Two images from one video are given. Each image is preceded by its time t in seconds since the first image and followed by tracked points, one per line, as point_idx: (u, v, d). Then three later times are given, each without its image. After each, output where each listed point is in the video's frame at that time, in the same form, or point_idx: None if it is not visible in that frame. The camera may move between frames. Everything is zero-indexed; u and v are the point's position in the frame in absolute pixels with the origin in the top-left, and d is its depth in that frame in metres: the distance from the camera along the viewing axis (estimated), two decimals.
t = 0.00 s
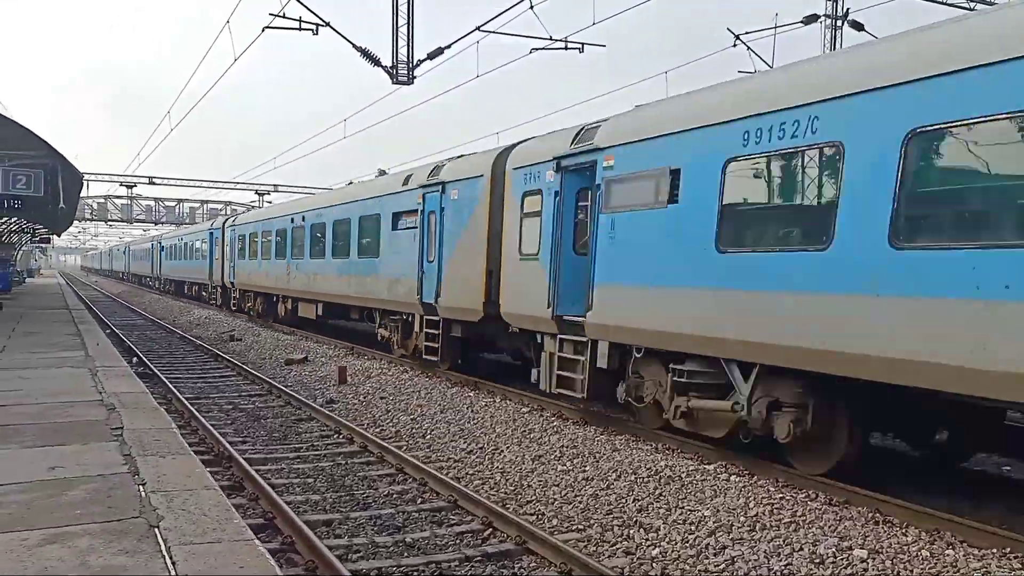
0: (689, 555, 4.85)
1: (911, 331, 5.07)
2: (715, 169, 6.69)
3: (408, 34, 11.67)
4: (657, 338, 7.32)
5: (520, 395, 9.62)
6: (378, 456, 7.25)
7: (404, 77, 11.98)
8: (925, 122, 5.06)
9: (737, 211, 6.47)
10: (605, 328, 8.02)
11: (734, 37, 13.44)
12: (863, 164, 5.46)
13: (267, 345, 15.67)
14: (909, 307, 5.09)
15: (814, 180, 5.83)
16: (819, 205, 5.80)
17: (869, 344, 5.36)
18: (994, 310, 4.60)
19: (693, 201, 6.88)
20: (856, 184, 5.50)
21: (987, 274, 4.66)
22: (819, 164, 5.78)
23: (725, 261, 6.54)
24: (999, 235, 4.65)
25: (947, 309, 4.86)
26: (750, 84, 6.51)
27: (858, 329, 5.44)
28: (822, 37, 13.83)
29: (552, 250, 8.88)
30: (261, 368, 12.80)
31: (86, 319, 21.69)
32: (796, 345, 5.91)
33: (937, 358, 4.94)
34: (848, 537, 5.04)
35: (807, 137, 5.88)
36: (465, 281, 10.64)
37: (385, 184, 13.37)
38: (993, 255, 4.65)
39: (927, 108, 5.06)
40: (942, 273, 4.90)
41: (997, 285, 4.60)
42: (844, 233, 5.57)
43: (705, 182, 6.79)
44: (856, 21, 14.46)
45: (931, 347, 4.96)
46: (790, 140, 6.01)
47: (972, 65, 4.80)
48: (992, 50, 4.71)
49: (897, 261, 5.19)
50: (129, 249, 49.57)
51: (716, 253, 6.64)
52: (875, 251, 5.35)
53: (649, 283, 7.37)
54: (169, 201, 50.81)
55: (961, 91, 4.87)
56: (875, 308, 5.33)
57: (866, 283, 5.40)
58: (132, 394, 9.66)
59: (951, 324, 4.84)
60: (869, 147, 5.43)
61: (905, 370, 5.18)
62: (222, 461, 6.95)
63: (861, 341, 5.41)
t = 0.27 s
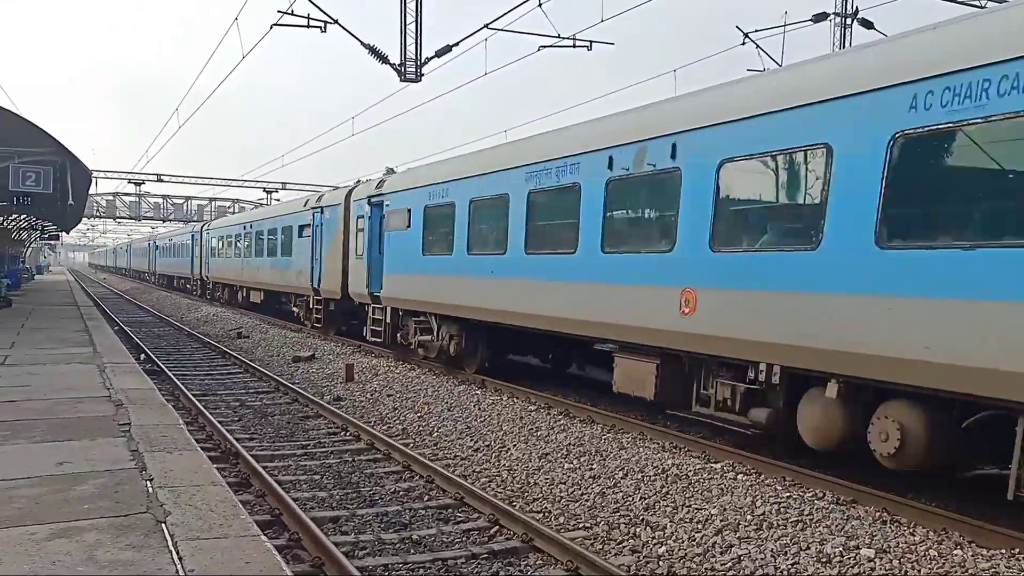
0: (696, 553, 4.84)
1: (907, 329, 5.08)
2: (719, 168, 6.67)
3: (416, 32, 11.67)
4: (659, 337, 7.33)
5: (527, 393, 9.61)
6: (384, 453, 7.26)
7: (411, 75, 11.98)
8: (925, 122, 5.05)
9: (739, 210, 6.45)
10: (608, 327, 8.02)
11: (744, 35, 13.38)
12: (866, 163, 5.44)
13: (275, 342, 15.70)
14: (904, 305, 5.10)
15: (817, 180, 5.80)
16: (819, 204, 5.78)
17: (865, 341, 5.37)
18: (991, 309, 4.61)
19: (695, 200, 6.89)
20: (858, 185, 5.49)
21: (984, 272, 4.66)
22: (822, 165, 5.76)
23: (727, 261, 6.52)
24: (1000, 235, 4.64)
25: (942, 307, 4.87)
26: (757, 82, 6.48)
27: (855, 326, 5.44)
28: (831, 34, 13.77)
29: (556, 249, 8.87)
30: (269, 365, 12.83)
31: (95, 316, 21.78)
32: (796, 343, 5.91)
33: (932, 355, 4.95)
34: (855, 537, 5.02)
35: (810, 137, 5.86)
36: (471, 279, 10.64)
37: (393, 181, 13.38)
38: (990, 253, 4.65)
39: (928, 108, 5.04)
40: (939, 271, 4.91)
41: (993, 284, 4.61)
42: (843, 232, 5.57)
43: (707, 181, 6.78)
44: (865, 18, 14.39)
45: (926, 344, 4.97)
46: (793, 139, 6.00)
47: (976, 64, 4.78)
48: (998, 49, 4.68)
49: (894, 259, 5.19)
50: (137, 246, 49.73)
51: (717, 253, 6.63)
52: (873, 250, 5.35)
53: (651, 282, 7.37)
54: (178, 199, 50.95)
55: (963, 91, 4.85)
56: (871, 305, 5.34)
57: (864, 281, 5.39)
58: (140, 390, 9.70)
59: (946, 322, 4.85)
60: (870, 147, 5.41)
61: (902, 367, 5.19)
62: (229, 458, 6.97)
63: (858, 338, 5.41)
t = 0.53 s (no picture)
0: (696, 552, 4.84)
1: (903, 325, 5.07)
2: (716, 167, 6.68)
3: (418, 30, 11.66)
4: (657, 336, 7.33)
5: (527, 392, 9.62)
6: (385, 452, 7.26)
7: (413, 73, 11.98)
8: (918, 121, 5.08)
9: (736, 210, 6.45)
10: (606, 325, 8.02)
11: (745, 34, 13.38)
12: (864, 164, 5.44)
13: (276, 341, 15.70)
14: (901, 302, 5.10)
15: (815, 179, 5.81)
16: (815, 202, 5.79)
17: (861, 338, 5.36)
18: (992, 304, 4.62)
19: (691, 198, 6.92)
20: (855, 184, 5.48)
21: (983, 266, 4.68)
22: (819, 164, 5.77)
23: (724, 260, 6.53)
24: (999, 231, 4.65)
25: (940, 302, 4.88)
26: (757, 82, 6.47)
27: (851, 323, 5.44)
28: (833, 33, 13.75)
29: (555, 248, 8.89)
30: (271, 364, 12.83)
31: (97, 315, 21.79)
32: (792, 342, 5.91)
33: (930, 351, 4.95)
34: (856, 535, 5.02)
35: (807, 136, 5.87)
36: (471, 278, 10.65)
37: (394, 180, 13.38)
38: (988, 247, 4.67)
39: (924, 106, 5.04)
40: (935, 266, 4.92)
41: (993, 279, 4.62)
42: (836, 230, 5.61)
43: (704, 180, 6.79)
44: (868, 17, 14.37)
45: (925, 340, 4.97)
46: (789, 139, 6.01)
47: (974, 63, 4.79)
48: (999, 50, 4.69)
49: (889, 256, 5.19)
50: (139, 245, 49.75)
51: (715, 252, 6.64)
52: (869, 247, 5.35)
53: (649, 281, 7.38)
54: (179, 197, 50.95)
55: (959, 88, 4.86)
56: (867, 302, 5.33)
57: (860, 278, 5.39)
58: (141, 388, 9.71)
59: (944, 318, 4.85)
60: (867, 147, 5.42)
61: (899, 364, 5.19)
62: (230, 456, 6.98)
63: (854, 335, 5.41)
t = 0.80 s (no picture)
0: (692, 549, 4.85)
1: (898, 321, 5.07)
2: (711, 164, 6.66)
3: (415, 29, 11.66)
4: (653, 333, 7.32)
5: (525, 390, 9.63)
6: (382, 449, 7.27)
7: (410, 72, 11.98)
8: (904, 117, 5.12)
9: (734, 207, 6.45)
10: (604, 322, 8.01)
11: (743, 33, 13.39)
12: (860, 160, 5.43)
13: (275, 339, 15.72)
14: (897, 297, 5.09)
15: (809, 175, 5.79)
16: (810, 198, 5.78)
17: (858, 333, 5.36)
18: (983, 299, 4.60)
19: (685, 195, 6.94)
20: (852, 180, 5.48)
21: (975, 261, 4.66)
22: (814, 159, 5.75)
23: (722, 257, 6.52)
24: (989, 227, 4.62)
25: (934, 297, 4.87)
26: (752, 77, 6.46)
27: (848, 318, 5.44)
28: (830, 33, 13.77)
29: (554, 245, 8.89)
30: (269, 362, 12.85)
31: (96, 313, 21.79)
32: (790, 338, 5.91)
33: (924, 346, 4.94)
34: (852, 532, 5.04)
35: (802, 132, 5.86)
36: (469, 275, 10.67)
37: (392, 179, 13.38)
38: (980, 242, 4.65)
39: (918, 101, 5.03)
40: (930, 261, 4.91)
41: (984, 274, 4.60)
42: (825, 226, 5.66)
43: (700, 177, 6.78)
44: (864, 17, 14.40)
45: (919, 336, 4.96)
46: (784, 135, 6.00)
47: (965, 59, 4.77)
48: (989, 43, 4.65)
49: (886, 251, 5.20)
50: (137, 244, 49.74)
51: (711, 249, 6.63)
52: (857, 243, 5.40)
53: (645, 277, 7.38)
54: (178, 196, 50.94)
55: (952, 83, 4.85)
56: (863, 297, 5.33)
57: (856, 274, 5.39)
58: (139, 387, 9.72)
59: (938, 313, 4.85)
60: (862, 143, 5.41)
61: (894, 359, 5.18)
62: (228, 453, 6.99)
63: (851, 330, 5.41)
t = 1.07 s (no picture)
0: (688, 549, 4.86)
1: (890, 318, 5.16)
2: (712, 163, 6.71)
3: (411, 28, 11.65)
4: (652, 331, 7.35)
5: (521, 390, 9.63)
6: (378, 450, 7.26)
7: (405, 72, 11.97)
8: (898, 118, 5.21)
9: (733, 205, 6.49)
10: (602, 321, 8.04)
11: (739, 33, 13.40)
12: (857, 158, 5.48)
13: (270, 340, 15.68)
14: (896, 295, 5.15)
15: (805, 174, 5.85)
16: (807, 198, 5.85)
17: (857, 331, 5.39)
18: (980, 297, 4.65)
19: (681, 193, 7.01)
20: (849, 181, 5.53)
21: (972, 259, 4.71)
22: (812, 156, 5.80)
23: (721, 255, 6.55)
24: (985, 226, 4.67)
25: (932, 296, 4.92)
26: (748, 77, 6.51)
27: (846, 317, 5.48)
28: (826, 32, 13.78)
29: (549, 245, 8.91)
30: (264, 362, 12.83)
31: (90, 314, 21.73)
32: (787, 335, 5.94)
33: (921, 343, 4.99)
34: (847, 532, 5.04)
35: (801, 130, 5.89)
36: (464, 274, 10.69)
37: (388, 178, 13.37)
38: (975, 240, 4.71)
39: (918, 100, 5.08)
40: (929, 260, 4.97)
41: (981, 273, 4.65)
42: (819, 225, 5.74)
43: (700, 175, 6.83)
44: (859, 17, 14.42)
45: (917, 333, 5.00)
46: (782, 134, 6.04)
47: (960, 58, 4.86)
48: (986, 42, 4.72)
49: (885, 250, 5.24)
50: (132, 244, 49.62)
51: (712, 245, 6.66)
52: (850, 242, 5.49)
53: (642, 276, 7.43)
54: (172, 196, 50.82)
55: (950, 82, 4.91)
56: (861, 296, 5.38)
57: (854, 272, 5.44)
58: (134, 388, 9.69)
59: (930, 311, 4.93)
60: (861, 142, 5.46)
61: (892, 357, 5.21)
62: (224, 455, 6.97)
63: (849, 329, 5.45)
